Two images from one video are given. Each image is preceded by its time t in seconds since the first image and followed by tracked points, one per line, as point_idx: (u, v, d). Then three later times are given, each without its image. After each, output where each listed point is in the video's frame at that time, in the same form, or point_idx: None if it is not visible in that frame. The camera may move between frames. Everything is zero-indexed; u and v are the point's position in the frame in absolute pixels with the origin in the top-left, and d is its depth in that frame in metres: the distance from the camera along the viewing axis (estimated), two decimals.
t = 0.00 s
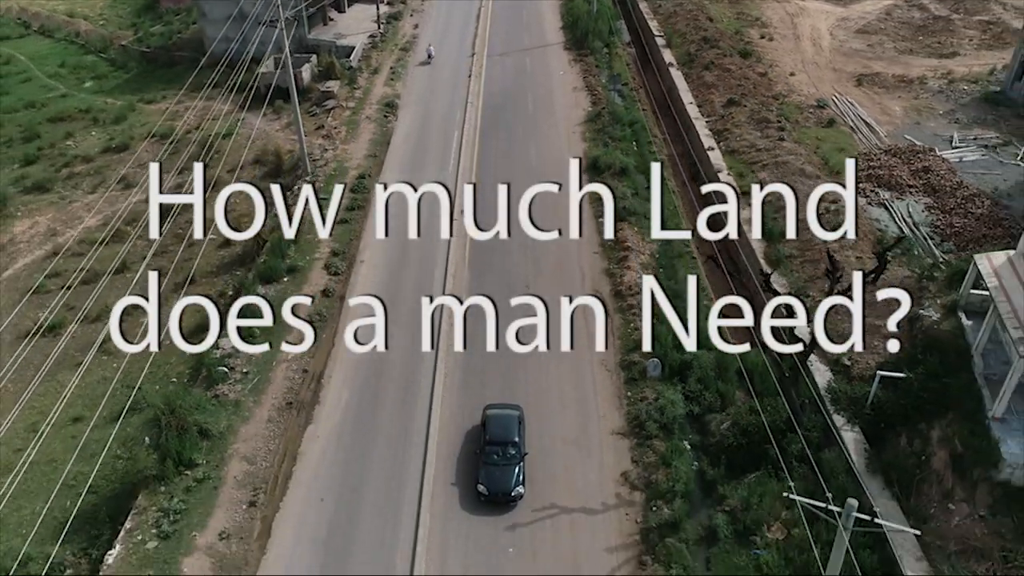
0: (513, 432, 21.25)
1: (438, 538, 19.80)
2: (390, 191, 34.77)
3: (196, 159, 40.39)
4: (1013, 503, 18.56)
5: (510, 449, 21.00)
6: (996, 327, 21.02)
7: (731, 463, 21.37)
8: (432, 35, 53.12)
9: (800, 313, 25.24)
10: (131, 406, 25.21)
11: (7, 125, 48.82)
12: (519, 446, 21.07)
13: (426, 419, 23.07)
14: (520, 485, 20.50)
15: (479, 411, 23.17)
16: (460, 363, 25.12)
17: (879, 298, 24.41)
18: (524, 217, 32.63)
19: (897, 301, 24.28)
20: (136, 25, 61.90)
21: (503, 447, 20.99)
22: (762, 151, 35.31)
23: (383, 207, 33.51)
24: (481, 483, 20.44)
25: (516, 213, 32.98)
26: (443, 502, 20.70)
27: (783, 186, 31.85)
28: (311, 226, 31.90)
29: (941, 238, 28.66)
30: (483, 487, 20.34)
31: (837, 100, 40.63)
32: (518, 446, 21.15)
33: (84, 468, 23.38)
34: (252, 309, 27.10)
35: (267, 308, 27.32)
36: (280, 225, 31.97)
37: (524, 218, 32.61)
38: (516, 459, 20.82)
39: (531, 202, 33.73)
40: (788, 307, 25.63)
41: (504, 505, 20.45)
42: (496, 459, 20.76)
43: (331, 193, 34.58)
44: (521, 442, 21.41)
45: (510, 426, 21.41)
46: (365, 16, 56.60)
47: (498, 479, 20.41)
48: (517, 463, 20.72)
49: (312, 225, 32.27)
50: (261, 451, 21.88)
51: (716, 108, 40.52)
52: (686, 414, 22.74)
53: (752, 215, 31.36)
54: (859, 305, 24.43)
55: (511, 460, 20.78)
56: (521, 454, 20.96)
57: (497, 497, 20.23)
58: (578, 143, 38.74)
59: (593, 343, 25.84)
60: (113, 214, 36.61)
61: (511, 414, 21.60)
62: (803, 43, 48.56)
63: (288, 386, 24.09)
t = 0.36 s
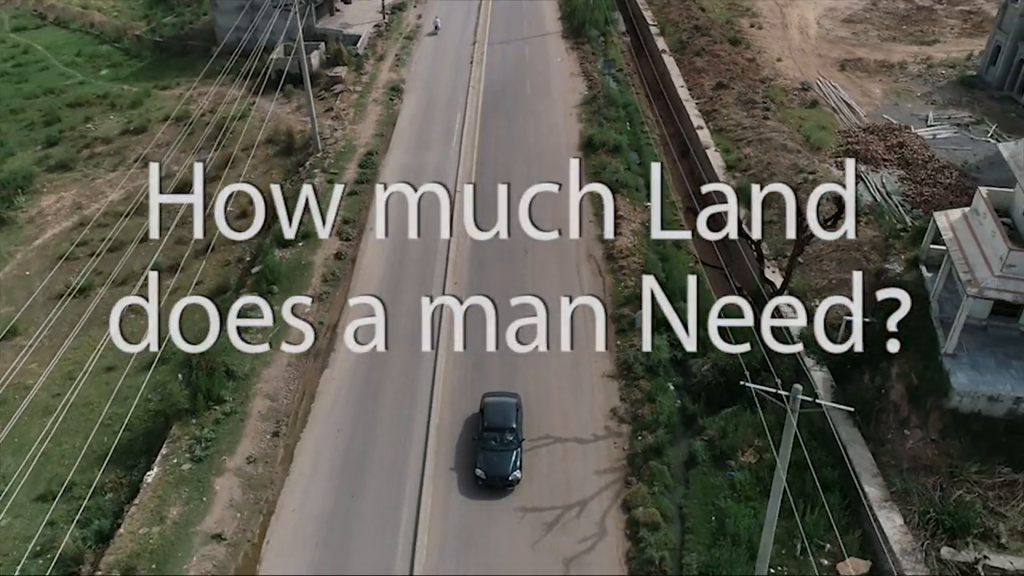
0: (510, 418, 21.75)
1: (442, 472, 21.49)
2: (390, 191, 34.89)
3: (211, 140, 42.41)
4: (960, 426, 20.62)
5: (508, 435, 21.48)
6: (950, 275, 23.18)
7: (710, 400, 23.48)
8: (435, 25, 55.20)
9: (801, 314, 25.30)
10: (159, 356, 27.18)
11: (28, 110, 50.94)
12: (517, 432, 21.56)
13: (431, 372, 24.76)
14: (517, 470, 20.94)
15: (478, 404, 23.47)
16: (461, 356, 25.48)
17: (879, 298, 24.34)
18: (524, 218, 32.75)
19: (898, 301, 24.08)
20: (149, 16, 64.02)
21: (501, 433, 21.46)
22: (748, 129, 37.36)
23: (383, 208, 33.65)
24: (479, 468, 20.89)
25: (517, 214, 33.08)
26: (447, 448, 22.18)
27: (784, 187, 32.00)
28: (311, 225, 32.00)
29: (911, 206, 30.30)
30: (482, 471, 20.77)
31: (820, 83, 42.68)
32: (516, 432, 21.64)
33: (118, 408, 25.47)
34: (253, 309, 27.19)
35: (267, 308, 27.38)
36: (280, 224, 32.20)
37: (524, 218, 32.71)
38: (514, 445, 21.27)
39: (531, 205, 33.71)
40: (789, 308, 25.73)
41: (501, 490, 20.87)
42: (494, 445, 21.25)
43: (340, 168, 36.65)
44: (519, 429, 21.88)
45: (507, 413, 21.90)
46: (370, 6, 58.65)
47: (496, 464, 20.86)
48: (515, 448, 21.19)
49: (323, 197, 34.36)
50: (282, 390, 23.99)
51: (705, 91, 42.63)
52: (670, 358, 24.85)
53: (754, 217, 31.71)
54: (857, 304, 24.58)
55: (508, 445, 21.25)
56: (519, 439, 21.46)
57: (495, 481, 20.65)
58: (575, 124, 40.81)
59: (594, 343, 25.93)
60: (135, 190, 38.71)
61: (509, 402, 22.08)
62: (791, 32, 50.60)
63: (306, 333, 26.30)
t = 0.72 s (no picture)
0: (508, 405, 22.21)
1: (447, 409, 23.68)
2: (390, 190, 35.16)
3: (226, 122, 44.44)
4: (918, 362, 22.72)
5: (506, 421, 22.00)
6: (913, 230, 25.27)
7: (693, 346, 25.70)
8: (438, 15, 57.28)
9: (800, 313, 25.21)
10: (185, 312, 29.19)
11: (48, 96, 53.01)
12: (514, 418, 22.06)
13: (437, 324, 27.09)
14: (514, 455, 21.49)
15: (476, 394, 23.84)
16: (459, 350, 25.94)
17: (879, 298, 24.55)
18: (524, 218, 32.91)
19: (898, 301, 24.34)
20: (160, 8, 66.14)
21: (500, 419, 21.96)
22: (735, 109, 39.42)
23: (384, 207, 33.94)
24: (478, 452, 21.42)
25: (516, 213, 33.32)
26: (454, 391, 24.35)
27: (784, 186, 31.44)
28: (311, 226, 32.20)
29: (884, 176, 32.27)
30: (479, 455, 21.31)
31: (805, 68, 44.72)
32: (514, 419, 22.15)
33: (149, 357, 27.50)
34: (253, 307, 27.11)
35: (266, 307, 27.26)
36: (280, 225, 32.41)
37: (524, 218, 32.94)
38: (511, 431, 21.79)
39: (531, 206, 33.79)
40: (787, 307, 25.60)
41: (500, 474, 21.43)
42: (492, 430, 21.78)
43: (349, 146, 38.73)
44: (517, 417, 22.38)
45: (505, 400, 22.37)
46: None
47: (494, 448, 21.41)
48: (512, 435, 21.71)
49: (334, 171, 36.46)
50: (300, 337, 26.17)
51: (695, 76, 44.70)
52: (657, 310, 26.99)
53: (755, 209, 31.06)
54: (857, 305, 24.77)
55: (506, 431, 21.77)
56: (517, 426, 21.98)
57: (493, 466, 21.18)
58: (572, 106, 42.87)
59: (593, 342, 26.15)
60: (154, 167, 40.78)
61: (508, 390, 22.51)
62: (780, 20, 52.64)
63: (322, 287, 28.52)
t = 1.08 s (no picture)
0: (506, 393, 22.50)
1: (451, 359, 25.41)
2: (390, 191, 35.12)
3: (237, 107, 46.35)
4: (885, 314, 24.59)
5: (503, 409, 22.28)
6: (884, 196, 27.29)
7: (679, 304, 27.65)
8: (440, 7, 59.23)
9: (800, 312, 25.55)
10: (204, 278, 30.98)
11: (64, 84, 55.01)
12: (512, 406, 22.35)
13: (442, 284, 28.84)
14: (512, 440, 21.83)
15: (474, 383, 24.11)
16: (458, 346, 25.97)
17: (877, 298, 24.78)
18: (524, 219, 32.85)
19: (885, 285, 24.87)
20: None
21: (497, 407, 22.27)
22: (724, 93, 41.34)
23: (384, 208, 33.85)
24: (476, 438, 21.75)
25: (515, 214, 33.31)
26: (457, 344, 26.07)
27: (775, 176, 31.80)
28: (320, 206, 33.66)
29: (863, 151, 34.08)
30: (477, 441, 21.68)
31: (793, 55, 46.62)
32: (512, 407, 22.42)
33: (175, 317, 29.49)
34: (253, 307, 27.28)
35: (266, 307, 27.45)
36: (285, 215, 33.30)
37: (523, 219, 32.94)
38: (509, 418, 22.13)
39: (532, 204, 33.98)
40: (787, 307, 25.77)
41: (497, 459, 21.81)
42: (490, 417, 22.08)
43: (357, 128, 40.68)
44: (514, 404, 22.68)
45: (503, 387, 22.67)
46: None
47: (491, 434, 21.74)
48: (510, 421, 22.03)
49: (343, 151, 38.40)
50: (315, 297, 28.15)
51: (687, 64, 46.65)
52: (646, 272, 28.89)
53: (741, 187, 32.73)
54: (857, 305, 24.97)
55: (504, 418, 22.10)
56: (514, 413, 22.26)
57: (491, 451, 21.54)
58: (568, 92, 44.80)
59: (591, 343, 26.16)
60: (171, 149, 42.76)
61: (506, 378, 22.80)
62: (770, 10, 54.53)
63: (334, 254, 30.53)
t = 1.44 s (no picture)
0: (505, 379, 22.95)
1: (455, 315, 27.34)
2: (396, 165, 37.53)
3: (250, 91, 48.59)
4: (852, 267, 26.84)
5: (502, 395, 22.68)
6: (854, 161, 29.24)
7: (667, 263, 29.79)
8: None
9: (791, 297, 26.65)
10: (225, 243, 33.25)
11: (83, 71, 57.31)
12: (510, 392, 22.77)
13: (446, 250, 30.92)
14: (510, 425, 22.25)
15: (474, 371, 24.52)
16: (460, 334, 26.51)
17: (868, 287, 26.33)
18: (523, 208, 33.84)
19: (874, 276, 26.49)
20: None
21: (496, 392, 22.68)
22: (713, 76, 43.58)
23: (389, 188, 35.53)
24: (475, 423, 22.16)
25: (515, 205, 34.15)
26: (461, 302, 28.00)
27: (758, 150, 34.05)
28: (332, 178, 35.91)
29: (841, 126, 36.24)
30: (477, 426, 22.06)
31: (780, 41, 48.81)
32: (510, 393, 22.83)
33: (198, 276, 31.58)
34: (273, 262, 29.54)
35: (279, 278, 29.04)
36: (300, 186, 35.61)
37: (522, 209, 33.79)
38: (507, 403, 22.52)
39: (531, 191, 35.19)
40: (765, 266, 28.00)
41: (495, 444, 22.20)
42: (489, 403, 22.47)
43: (365, 109, 42.92)
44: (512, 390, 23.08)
45: (502, 374, 23.12)
46: None
47: (490, 419, 22.14)
48: (508, 407, 22.43)
49: (352, 129, 40.64)
50: (329, 257, 30.40)
51: (679, 50, 48.88)
52: (636, 234, 31.05)
53: (726, 160, 34.99)
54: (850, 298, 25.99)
55: (503, 404, 22.50)
56: (512, 399, 22.68)
57: (489, 435, 21.96)
58: (566, 76, 47.03)
59: (588, 329, 26.81)
60: (188, 129, 45.02)
61: (504, 365, 23.24)
62: None
63: (346, 219, 32.91)
